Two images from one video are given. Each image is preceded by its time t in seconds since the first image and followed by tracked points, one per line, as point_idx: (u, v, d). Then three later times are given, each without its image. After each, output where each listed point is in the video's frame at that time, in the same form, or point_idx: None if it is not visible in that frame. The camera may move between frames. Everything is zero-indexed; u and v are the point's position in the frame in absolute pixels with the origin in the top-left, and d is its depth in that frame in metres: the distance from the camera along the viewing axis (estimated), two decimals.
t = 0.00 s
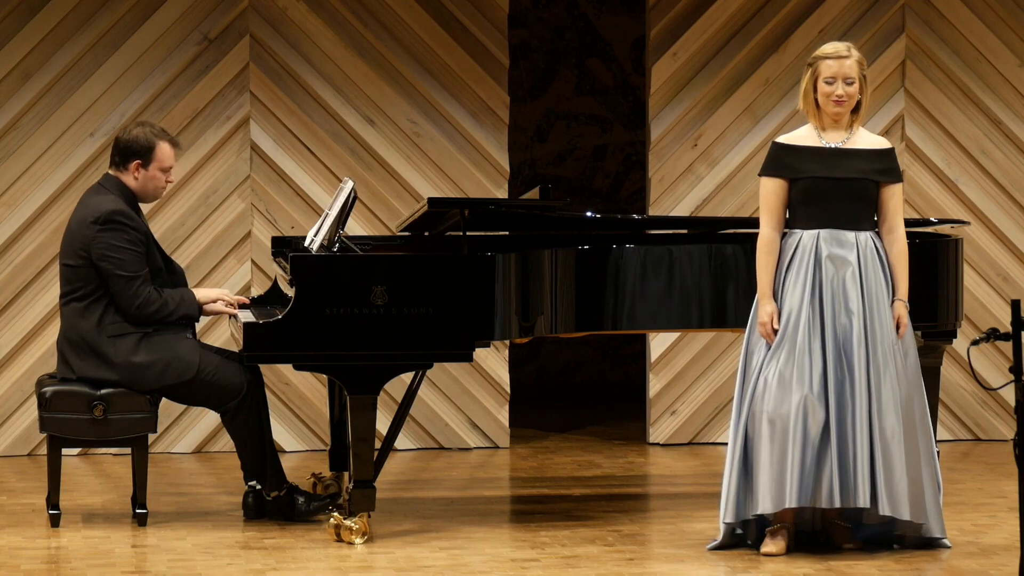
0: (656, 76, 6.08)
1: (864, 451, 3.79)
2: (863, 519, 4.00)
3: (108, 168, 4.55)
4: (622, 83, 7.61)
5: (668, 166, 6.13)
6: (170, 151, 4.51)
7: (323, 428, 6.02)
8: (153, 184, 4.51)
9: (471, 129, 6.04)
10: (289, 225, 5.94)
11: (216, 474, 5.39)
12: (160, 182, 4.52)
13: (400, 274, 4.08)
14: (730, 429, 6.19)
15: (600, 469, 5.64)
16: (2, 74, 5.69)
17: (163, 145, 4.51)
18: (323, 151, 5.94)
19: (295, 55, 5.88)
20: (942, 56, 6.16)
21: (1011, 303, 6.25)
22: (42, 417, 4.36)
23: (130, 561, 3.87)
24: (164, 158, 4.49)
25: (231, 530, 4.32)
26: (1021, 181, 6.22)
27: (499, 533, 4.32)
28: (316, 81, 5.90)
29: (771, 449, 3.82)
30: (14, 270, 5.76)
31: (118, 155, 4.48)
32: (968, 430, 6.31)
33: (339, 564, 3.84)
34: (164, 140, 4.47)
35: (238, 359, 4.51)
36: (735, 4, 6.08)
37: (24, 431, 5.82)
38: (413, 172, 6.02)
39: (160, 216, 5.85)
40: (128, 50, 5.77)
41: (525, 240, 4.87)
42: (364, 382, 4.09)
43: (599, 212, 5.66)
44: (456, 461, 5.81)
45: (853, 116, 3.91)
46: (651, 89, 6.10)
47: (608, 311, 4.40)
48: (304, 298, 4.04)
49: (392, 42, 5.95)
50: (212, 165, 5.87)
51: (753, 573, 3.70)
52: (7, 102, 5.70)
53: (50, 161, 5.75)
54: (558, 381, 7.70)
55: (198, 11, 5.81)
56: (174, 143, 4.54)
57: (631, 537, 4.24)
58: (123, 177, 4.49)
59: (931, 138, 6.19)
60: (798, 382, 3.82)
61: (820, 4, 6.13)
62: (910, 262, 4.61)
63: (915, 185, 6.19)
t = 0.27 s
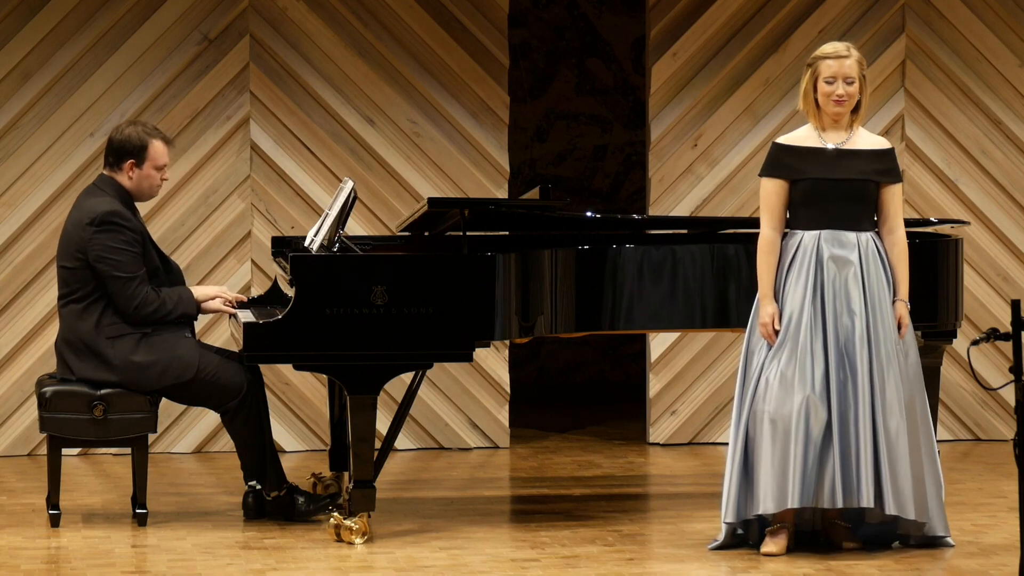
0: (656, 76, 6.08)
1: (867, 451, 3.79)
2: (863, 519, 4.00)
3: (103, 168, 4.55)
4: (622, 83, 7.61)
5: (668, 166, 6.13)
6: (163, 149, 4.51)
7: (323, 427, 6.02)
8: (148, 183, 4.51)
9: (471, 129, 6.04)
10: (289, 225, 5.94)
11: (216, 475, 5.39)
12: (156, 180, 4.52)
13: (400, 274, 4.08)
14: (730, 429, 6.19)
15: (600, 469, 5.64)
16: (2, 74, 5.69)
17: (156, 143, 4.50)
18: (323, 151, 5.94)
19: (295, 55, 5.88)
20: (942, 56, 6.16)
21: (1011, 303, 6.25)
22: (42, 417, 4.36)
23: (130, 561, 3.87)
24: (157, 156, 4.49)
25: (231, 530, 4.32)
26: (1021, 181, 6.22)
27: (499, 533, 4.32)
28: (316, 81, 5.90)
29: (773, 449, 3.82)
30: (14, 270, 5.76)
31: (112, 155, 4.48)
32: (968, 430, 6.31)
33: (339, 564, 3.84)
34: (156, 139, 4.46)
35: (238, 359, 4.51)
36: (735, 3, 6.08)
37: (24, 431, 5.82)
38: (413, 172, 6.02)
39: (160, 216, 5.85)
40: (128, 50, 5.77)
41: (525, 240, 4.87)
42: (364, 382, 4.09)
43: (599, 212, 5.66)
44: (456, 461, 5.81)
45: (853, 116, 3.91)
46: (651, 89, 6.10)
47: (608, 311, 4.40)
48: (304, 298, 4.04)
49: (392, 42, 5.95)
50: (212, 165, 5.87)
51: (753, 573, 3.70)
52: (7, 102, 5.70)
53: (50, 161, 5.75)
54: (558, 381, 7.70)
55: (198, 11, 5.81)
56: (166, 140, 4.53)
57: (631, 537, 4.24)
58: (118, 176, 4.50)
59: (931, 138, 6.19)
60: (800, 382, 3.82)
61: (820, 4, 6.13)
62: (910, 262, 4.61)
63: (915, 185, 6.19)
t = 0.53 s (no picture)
0: (656, 76, 6.08)
1: (872, 450, 3.79)
2: (864, 519, 4.00)
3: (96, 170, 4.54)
4: (622, 83, 7.61)
5: (668, 166, 6.13)
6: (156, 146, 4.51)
7: (323, 427, 6.02)
8: (143, 182, 4.52)
9: (471, 129, 6.04)
10: (289, 225, 5.94)
11: (216, 475, 5.39)
12: (151, 178, 4.53)
13: (400, 274, 4.08)
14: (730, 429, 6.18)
15: (600, 469, 5.64)
16: (2, 74, 5.69)
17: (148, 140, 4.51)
18: (323, 151, 5.94)
19: (295, 55, 5.88)
20: (942, 56, 6.16)
21: (1011, 303, 6.25)
22: (42, 417, 4.36)
23: (130, 561, 3.86)
24: (151, 153, 4.49)
25: (231, 530, 4.32)
26: (1021, 181, 6.22)
27: (499, 533, 4.32)
28: (316, 81, 5.90)
29: (777, 450, 3.82)
30: (14, 270, 5.76)
31: (105, 157, 4.47)
32: (968, 430, 6.31)
33: (339, 564, 3.84)
34: (148, 136, 4.47)
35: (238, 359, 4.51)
36: (736, 3, 6.08)
37: (24, 431, 5.82)
38: (413, 172, 6.02)
39: (160, 216, 5.85)
40: (128, 49, 5.77)
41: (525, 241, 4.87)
42: (364, 382, 4.09)
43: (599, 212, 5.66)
44: (456, 461, 5.81)
45: (854, 116, 3.90)
46: (651, 89, 6.10)
47: (608, 312, 4.40)
48: (304, 298, 4.04)
49: (392, 42, 5.95)
50: (212, 165, 5.87)
51: (754, 573, 3.70)
52: (7, 102, 5.70)
53: (50, 161, 5.75)
54: (558, 381, 7.70)
55: (198, 11, 5.81)
56: (158, 136, 4.53)
57: (631, 537, 4.24)
58: (113, 177, 4.50)
59: (931, 139, 6.19)
60: (804, 382, 3.82)
61: (820, 4, 6.13)
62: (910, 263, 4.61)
63: (915, 185, 6.19)
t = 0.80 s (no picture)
0: (656, 76, 6.08)
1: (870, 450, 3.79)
2: (865, 519, 4.00)
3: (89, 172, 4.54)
4: (622, 83, 7.61)
5: (668, 166, 6.13)
6: (148, 142, 4.51)
7: (323, 427, 6.02)
8: (138, 179, 4.51)
9: (471, 129, 6.04)
10: (289, 225, 5.94)
11: (216, 475, 5.39)
12: (146, 174, 4.53)
13: (400, 274, 4.08)
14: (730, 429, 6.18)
15: (600, 469, 5.64)
16: (2, 74, 5.69)
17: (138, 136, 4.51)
18: (323, 151, 5.94)
19: (295, 55, 5.89)
20: (942, 56, 6.16)
21: (1011, 303, 6.25)
22: (42, 417, 4.36)
23: (130, 561, 3.87)
24: (143, 149, 4.49)
25: (231, 530, 4.32)
26: (1021, 181, 6.22)
27: (499, 533, 4.32)
28: (316, 81, 5.91)
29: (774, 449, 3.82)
30: (14, 270, 5.76)
31: (96, 158, 4.47)
32: (968, 430, 6.31)
33: (339, 564, 3.84)
34: (138, 131, 4.47)
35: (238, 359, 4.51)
36: (736, 3, 6.08)
37: (24, 430, 5.82)
38: (413, 172, 6.02)
39: (160, 216, 5.85)
40: (128, 49, 5.77)
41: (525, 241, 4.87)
42: (363, 382, 4.09)
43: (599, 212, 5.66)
44: (456, 461, 5.81)
45: (854, 117, 3.90)
46: (651, 88, 6.10)
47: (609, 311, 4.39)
48: (304, 299, 4.04)
49: (392, 42, 5.95)
50: (212, 165, 5.87)
51: (754, 573, 3.70)
52: (6, 102, 5.70)
53: (50, 161, 5.76)
54: (558, 381, 7.70)
55: (198, 11, 5.81)
56: (147, 132, 4.53)
57: (630, 537, 4.24)
58: (107, 178, 4.49)
59: (931, 139, 6.19)
60: (801, 381, 3.81)
61: (820, 4, 6.13)
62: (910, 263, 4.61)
63: (915, 185, 6.19)
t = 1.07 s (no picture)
0: (657, 76, 6.08)
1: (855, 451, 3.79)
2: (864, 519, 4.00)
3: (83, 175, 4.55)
4: (622, 83, 7.61)
5: (668, 166, 6.13)
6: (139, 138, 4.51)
7: (323, 427, 6.02)
8: (133, 176, 4.51)
9: (471, 129, 6.04)
10: (289, 225, 5.94)
11: (216, 475, 5.39)
12: (140, 170, 4.53)
13: (400, 274, 4.08)
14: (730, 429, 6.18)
15: (600, 469, 5.64)
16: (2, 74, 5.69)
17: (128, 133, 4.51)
18: (323, 151, 5.94)
19: (295, 55, 5.89)
20: (942, 56, 6.16)
21: (1011, 303, 6.25)
22: (42, 417, 4.36)
23: (130, 561, 3.86)
24: (134, 145, 4.49)
25: (231, 530, 4.32)
26: (1021, 180, 6.22)
27: (499, 533, 4.32)
28: (316, 81, 5.91)
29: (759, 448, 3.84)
30: (14, 270, 5.76)
31: (89, 159, 4.48)
32: (968, 430, 6.31)
33: (339, 564, 3.84)
34: (127, 128, 4.47)
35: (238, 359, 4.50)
36: (736, 4, 6.08)
37: (24, 431, 5.81)
38: (413, 172, 6.02)
39: (160, 216, 5.85)
40: (127, 49, 5.77)
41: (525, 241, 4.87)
42: (363, 381, 4.09)
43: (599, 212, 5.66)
44: (456, 461, 5.81)
45: (853, 117, 3.91)
46: (651, 88, 6.10)
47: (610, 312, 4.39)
48: (304, 298, 4.04)
49: (391, 42, 5.95)
50: (212, 165, 5.87)
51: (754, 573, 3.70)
52: (7, 102, 5.70)
53: (50, 161, 5.76)
54: (558, 381, 7.70)
55: (199, 11, 5.81)
56: (138, 128, 4.53)
57: (630, 537, 4.24)
58: (102, 178, 4.50)
59: (931, 139, 6.19)
60: (785, 379, 3.84)
61: (820, 4, 6.13)
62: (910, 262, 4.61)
63: (915, 185, 6.19)
